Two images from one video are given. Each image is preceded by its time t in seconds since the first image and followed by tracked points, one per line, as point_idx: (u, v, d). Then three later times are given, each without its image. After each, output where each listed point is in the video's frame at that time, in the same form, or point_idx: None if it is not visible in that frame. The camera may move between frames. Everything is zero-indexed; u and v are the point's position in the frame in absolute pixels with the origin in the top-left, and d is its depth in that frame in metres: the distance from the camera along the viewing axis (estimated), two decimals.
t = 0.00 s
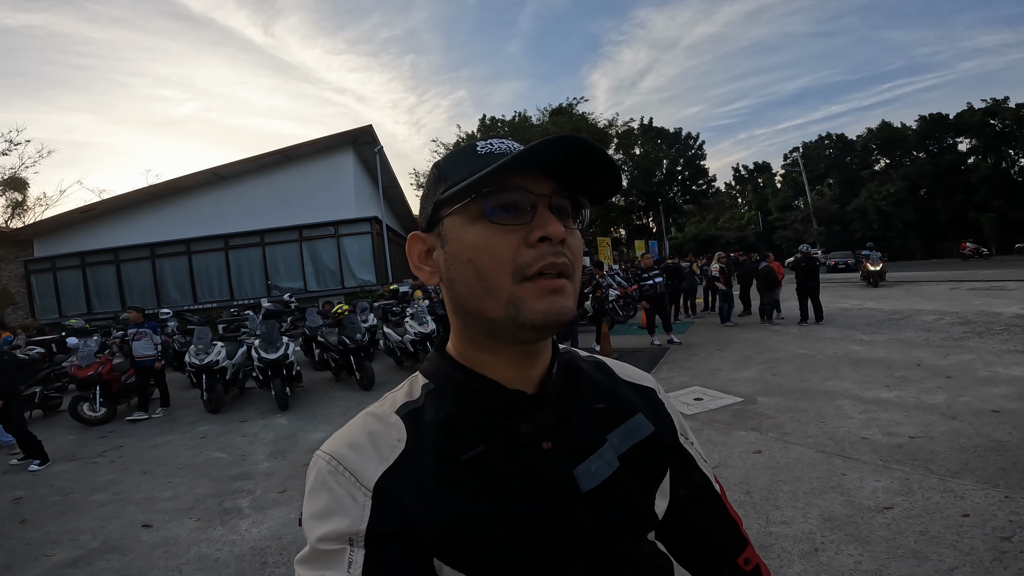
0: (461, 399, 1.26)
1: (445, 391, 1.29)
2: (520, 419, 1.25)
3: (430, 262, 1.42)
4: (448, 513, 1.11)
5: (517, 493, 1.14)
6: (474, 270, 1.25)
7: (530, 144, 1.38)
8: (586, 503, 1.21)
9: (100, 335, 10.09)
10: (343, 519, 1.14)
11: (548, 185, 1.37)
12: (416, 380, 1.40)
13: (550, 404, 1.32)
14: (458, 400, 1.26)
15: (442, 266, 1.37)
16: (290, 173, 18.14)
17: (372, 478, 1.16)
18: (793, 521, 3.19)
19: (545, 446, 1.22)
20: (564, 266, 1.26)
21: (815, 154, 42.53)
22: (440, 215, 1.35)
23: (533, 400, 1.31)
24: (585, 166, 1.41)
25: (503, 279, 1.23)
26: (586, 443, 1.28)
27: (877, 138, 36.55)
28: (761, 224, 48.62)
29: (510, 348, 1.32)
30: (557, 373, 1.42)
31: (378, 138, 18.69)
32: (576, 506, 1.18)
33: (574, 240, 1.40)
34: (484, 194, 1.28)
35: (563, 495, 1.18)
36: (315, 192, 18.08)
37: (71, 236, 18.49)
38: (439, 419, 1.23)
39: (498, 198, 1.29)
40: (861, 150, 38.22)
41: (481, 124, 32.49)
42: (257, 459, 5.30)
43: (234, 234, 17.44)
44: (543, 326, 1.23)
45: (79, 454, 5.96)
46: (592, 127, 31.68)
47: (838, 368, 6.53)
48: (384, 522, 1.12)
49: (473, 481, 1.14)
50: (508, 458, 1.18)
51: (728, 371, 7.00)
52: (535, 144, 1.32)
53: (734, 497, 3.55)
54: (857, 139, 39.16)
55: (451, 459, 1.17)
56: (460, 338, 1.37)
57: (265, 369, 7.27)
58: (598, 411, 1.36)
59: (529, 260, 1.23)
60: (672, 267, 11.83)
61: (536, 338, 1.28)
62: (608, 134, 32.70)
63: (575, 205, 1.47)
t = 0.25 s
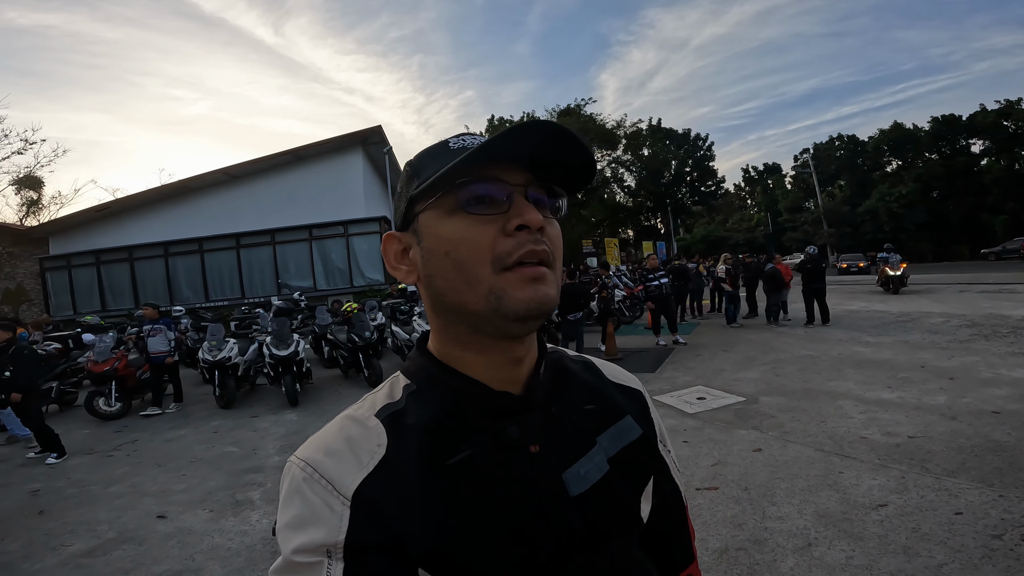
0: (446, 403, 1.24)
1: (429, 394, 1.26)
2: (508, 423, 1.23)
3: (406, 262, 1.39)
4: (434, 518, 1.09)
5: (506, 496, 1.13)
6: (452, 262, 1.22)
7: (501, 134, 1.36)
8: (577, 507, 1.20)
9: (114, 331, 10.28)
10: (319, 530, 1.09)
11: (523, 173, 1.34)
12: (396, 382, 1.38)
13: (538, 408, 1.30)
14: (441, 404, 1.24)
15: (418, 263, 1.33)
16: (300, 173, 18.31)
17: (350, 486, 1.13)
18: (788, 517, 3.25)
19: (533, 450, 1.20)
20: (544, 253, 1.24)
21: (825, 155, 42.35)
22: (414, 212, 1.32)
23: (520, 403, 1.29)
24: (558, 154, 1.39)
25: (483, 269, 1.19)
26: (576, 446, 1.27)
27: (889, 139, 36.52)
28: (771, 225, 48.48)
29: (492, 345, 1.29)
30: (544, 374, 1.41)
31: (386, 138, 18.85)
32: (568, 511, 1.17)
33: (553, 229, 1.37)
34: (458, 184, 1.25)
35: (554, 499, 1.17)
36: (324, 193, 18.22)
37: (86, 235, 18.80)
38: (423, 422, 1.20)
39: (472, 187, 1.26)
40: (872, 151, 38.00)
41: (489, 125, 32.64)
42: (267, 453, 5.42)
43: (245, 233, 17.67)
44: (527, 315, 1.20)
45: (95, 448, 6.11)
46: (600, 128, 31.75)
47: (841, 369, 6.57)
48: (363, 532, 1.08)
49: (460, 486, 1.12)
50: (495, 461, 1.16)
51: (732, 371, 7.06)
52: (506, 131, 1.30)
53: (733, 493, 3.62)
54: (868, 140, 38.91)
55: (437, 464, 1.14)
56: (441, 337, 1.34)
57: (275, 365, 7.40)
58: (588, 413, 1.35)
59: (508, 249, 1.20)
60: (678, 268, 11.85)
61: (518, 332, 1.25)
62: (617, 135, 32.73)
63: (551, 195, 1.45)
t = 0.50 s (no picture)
0: (423, 401, 1.22)
1: (406, 391, 1.25)
2: (488, 420, 1.22)
3: (380, 260, 1.39)
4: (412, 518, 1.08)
5: (485, 495, 1.12)
6: (430, 263, 1.23)
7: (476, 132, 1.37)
8: (559, 505, 1.19)
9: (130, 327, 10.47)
10: (290, 531, 1.09)
11: (499, 172, 1.35)
12: (375, 379, 1.37)
13: (518, 406, 1.29)
14: (418, 402, 1.23)
15: (394, 262, 1.33)
16: (311, 173, 18.62)
17: (323, 486, 1.12)
18: (788, 513, 3.32)
19: (513, 447, 1.19)
20: (523, 252, 1.25)
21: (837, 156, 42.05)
22: (389, 211, 1.32)
23: (501, 400, 1.28)
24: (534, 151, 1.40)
25: (462, 269, 1.20)
26: (558, 443, 1.26)
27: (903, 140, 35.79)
28: (781, 227, 48.24)
29: (471, 343, 1.30)
30: (526, 370, 1.40)
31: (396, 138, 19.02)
32: (549, 510, 1.16)
33: (530, 227, 1.39)
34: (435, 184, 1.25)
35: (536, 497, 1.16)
36: (333, 192, 18.54)
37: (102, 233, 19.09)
38: (400, 421, 1.19)
39: (449, 187, 1.27)
40: (885, 153, 37.68)
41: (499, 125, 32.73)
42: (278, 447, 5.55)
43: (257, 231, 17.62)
44: (506, 315, 1.21)
45: (112, 442, 6.27)
46: (609, 128, 31.75)
47: (847, 370, 6.60)
48: (336, 532, 1.07)
49: (439, 485, 1.12)
50: (472, 461, 1.15)
51: (738, 372, 7.10)
52: (482, 132, 1.30)
53: (734, 489, 3.70)
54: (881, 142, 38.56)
55: (413, 463, 1.13)
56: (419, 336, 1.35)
57: (287, 362, 7.54)
58: (571, 408, 1.34)
59: (486, 248, 1.21)
60: (685, 269, 11.87)
61: (497, 331, 1.26)
62: (626, 135, 32.67)
63: (527, 193, 1.46)
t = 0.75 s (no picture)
0: (417, 395, 1.18)
1: (399, 385, 1.20)
2: (482, 414, 1.18)
3: (372, 254, 1.34)
4: (410, 515, 1.05)
5: (481, 491, 1.09)
6: (421, 262, 1.18)
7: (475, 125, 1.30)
8: (553, 498, 1.16)
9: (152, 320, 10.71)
10: (291, 529, 1.04)
11: (497, 168, 1.29)
12: (366, 371, 1.31)
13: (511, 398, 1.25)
14: (412, 396, 1.18)
15: (385, 257, 1.28)
16: (329, 170, 18.89)
17: (321, 484, 1.07)
18: (796, 510, 3.35)
19: (507, 441, 1.16)
20: (517, 253, 1.19)
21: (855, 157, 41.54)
22: (381, 204, 1.27)
23: (494, 394, 1.23)
24: (536, 148, 1.34)
25: (453, 270, 1.15)
26: (552, 435, 1.23)
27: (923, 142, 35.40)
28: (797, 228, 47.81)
29: (465, 344, 1.24)
30: (515, 362, 1.35)
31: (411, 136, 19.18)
32: (544, 506, 1.13)
33: (527, 225, 1.33)
34: (427, 180, 1.20)
35: (533, 494, 1.13)
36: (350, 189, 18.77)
37: (125, 229, 19.51)
38: (394, 416, 1.14)
39: (443, 183, 1.21)
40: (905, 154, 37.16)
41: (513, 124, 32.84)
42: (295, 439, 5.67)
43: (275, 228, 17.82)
44: (499, 318, 1.16)
45: (135, 433, 6.46)
46: (623, 128, 31.71)
47: (860, 372, 6.59)
48: (336, 530, 1.04)
49: (436, 481, 1.08)
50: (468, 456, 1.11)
51: (750, 372, 7.12)
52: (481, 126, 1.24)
53: (744, 486, 3.74)
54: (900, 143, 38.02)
55: (409, 460, 1.10)
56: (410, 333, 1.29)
57: (304, 356, 7.68)
58: (560, 400, 1.30)
59: (479, 249, 1.16)
60: (699, 270, 11.85)
61: (490, 332, 1.21)
62: (640, 135, 32.59)
63: (526, 189, 1.40)
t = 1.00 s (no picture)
0: (418, 394, 1.21)
1: (401, 382, 1.23)
2: (481, 409, 1.22)
3: (369, 252, 1.38)
4: (413, 508, 1.09)
5: (482, 484, 1.13)
6: (415, 260, 1.21)
7: (466, 121, 1.33)
8: (549, 489, 1.20)
9: (182, 316, 11.01)
10: (301, 524, 1.07)
11: (488, 164, 1.32)
12: (368, 368, 1.34)
13: (509, 394, 1.28)
14: (414, 393, 1.21)
15: (381, 256, 1.32)
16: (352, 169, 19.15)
17: (330, 480, 1.11)
18: (816, 510, 3.33)
19: (507, 434, 1.20)
20: (510, 250, 1.22)
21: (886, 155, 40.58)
22: (375, 202, 1.30)
23: (492, 391, 1.27)
24: (527, 142, 1.36)
25: (445, 267, 1.19)
26: (548, 429, 1.27)
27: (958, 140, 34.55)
28: (825, 228, 46.88)
29: (460, 339, 1.28)
30: (513, 358, 1.39)
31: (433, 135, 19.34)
32: (541, 497, 1.17)
33: (520, 219, 1.36)
34: (418, 177, 1.23)
35: (532, 487, 1.17)
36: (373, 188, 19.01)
37: (157, 226, 20.03)
38: (395, 413, 1.18)
39: (434, 181, 1.24)
40: (938, 152, 36.18)
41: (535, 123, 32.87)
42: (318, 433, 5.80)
43: (301, 226, 18.23)
44: (491, 316, 1.20)
45: (166, 425, 6.66)
46: (645, 127, 31.51)
47: (887, 374, 6.47)
48: (344, 525, 1.07)
49: (438, 475, 1.12)
50: (469, 452, 1.15)
51: (773, 373, 7.04)
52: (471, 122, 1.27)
53: (762, 486, 3.73)
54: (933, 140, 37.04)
55: (412, 455, 1.13)
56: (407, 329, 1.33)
57: (329, 351, 7.83)
58: (558, 394, 1.34)
59: (471, 246, 1.19)
60: (722, 269, 11.73)
61: (485, 330, 1.24)
62: (662, 134, 32.37)
63: (519, 183, 1.42)
